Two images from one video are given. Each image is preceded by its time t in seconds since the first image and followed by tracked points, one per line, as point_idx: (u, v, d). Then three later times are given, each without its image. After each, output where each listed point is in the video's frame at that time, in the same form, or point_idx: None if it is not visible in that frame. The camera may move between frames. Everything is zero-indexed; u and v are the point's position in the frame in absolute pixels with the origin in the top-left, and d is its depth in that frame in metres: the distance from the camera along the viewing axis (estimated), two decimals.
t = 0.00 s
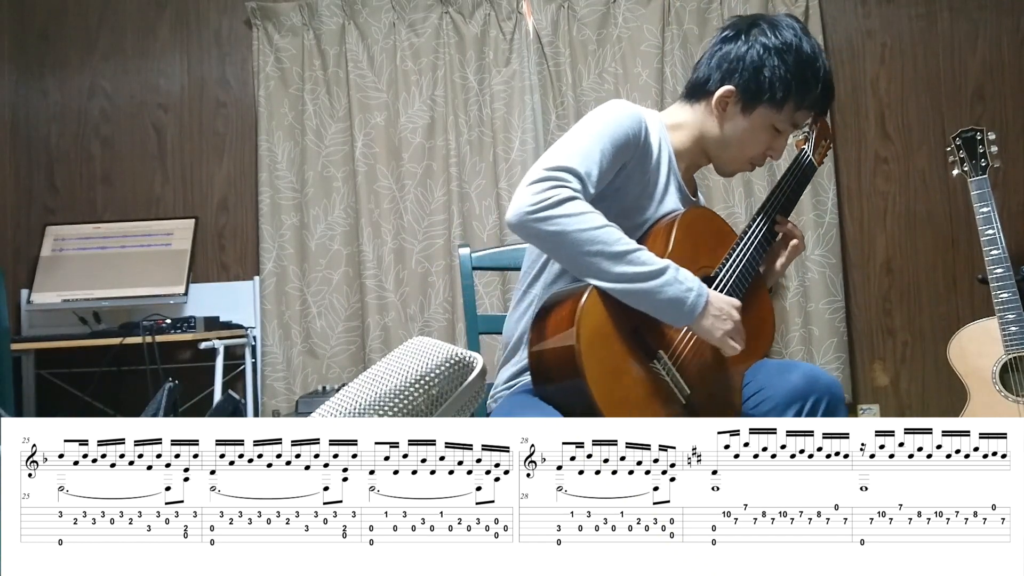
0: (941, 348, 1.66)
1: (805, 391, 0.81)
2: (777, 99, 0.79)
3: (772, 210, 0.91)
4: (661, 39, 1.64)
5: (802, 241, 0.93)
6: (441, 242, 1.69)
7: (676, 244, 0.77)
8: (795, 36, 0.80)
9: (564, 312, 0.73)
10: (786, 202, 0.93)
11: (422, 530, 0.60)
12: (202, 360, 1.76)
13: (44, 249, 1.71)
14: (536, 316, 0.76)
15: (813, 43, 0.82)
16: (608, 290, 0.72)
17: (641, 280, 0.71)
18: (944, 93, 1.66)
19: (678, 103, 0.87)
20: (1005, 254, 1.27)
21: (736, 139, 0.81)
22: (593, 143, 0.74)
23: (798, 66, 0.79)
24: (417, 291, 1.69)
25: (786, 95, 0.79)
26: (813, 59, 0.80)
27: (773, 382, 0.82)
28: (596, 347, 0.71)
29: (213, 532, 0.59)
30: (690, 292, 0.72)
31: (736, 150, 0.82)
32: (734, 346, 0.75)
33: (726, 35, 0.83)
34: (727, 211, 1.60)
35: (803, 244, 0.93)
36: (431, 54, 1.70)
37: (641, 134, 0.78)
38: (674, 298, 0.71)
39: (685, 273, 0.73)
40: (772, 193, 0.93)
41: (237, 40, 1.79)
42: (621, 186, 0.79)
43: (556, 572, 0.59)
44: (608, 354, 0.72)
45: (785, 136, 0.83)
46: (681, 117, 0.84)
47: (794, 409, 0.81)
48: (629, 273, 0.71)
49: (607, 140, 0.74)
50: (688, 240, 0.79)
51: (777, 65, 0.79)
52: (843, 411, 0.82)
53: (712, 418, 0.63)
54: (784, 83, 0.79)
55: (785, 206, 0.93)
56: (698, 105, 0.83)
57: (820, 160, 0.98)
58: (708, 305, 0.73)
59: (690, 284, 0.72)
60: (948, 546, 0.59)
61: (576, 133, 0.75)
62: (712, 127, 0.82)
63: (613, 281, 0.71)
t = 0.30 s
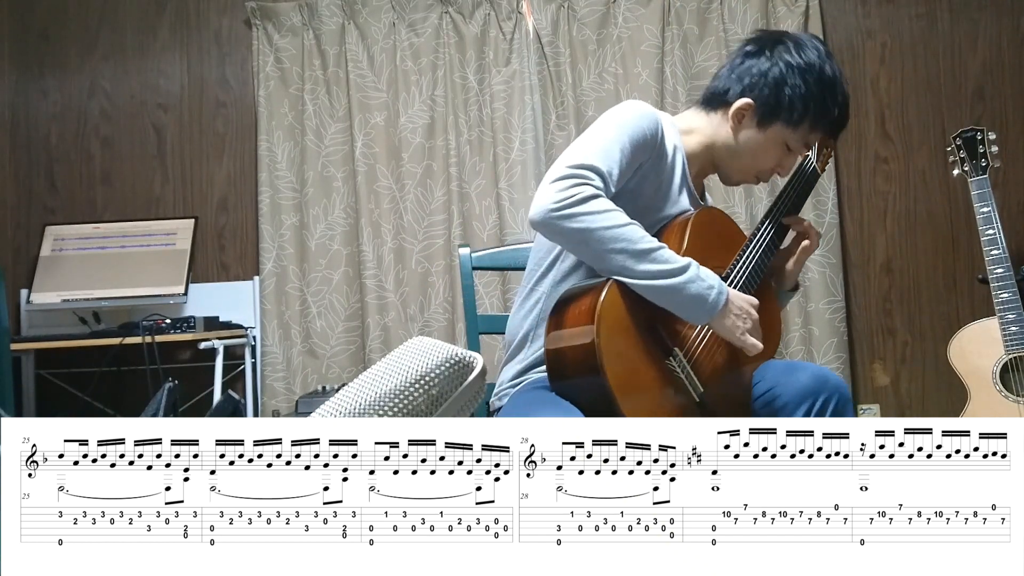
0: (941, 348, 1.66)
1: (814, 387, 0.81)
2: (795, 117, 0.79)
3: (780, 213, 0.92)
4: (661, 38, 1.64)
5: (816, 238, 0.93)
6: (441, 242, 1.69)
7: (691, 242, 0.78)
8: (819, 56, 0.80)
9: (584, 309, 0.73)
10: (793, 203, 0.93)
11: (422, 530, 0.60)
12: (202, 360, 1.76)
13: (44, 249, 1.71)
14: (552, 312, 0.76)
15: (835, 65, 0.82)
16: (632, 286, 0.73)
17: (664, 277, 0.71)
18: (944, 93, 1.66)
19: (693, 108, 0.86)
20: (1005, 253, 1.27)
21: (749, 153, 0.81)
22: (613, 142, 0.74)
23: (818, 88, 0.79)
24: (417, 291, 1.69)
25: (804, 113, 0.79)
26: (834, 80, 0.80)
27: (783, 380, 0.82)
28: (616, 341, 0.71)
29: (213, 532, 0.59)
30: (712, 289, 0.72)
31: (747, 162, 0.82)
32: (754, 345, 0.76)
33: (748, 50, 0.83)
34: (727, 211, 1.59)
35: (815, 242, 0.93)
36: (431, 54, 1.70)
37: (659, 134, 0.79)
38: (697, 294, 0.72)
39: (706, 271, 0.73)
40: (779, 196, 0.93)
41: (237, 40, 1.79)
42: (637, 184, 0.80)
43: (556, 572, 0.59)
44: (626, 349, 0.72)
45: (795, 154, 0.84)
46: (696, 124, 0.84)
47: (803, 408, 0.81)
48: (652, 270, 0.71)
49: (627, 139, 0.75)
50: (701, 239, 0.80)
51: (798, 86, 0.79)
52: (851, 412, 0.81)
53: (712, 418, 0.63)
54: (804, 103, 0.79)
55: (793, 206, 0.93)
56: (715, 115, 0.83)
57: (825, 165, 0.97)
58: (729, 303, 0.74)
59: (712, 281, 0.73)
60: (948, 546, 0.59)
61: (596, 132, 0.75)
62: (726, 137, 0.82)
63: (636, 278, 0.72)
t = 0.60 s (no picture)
0: (942, 349, 1.66)
1: (819, 388, 0.81)
2: (806, 147, 0.79)
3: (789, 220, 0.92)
4: (661, 39, 1.64)
5: (828, 237, 0.92)
6: (441, 242, 1.69)
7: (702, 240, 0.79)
8: (844, 91, 0.79)
9: (591, 305, 0.73)
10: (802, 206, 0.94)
11: (422, 530, 0.60)
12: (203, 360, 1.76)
13: (45, 249, 1.71)
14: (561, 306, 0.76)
15: (861, 104, 0.80)
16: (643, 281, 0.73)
17: (675, 272, 0.72)
18: (944, 93, 1.66)
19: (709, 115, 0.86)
20: (1005, 254, 1.27)
21: (754, 173, 0.81)
22: (624, 140, 0.74)
23: (834, 124, 0.78)
24: (417, 291, 1.69)
25: (815, 144, 0.79)
26: (854, 117, 0.79)
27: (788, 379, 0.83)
28: (621, 341, 0.72)
29: (213, 532, 0.59)
30: (721, 284, 0.73)
31: (750, 181, 0.82)
32: (765, 339, 0.77)
33: (777, 71, 0.81)
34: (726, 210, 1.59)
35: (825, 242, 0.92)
36: (431, 54, 1.70)
37: (672, 134, 0.79)
38: (708, 289, 0.72)
39: (715, 266, 0.74)
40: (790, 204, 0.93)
41: (237, 40, 1.79)
42: (650, 185, 0.80)
43: (557, 572, 0.59)
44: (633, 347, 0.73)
45: (797, 181, 0.83)
46: (707, 132, 0.84)
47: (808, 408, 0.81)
48: (663, 266, 0.72)
49: (639, 138, 0.75)
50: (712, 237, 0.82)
51: (814, 117, 0.78)
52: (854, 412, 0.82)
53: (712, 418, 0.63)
54: (816, 136, 0.78)
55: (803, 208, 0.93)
56: (728, 129, 0.82)
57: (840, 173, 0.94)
58: (738, 298, 0.75)
59: (721, 276, 0.73)
60: (948, 546, 0.59)
61: (607, 131, 0.76)
62: (734, 154, 0.82)
63: (647, 273, 0.72)
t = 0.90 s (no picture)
0: (942, 348, 1.66)
1: (821, 390, 0.81)
2: (802, 165, 0.79)
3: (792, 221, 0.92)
4: (660, 38, 1.64)
5: (824, 252, 0.93)
6: (440, 242, 1.69)
7: (703, 244, 0.80)
8: (847, 113, 0.79)
9: (592, 306, 0.73)
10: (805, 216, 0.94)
11: (413, 531, 0.55)
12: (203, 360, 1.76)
13: (44, 249, 1.71)
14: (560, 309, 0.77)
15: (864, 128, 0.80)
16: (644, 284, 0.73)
17: (677, 277, 0.72)
18: (945, 94, 1.66)
19: (715, 119, 0.86)
20: (1005, 253, 1.27)
21: (749, 184, 0.82)
22: (631, 141, 0.74)
23: (833, 146, 0.79)
24: (417, 291, 1.69)
25: (812, 163, 0.79)
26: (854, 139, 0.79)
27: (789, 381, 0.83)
28: (624, 340, 0.72)
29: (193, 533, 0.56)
30: (722, 290, 0.73)
31: (743, 189, 0.83)
32: (764, 345, 0.78)
33: (786, 85, 0.81)
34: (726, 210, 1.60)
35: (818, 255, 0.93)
36: (431, 54, 1.70)
37: (678, 134, 0.78)
38: (709, 295, 0.72)
39: (717, 272, 0.74)
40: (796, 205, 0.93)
41: (237, 40, 1.79)
42: (654, 187, 0.80)
43: None
44: (634, 347, 0.73)
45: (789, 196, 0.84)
46: (711, 137, 0.84)
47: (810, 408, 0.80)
48: (666, 269, 0.72)
49: (646, 139, 0.75)
50: (713, 241, 0.82)
51: (815, 136, 0.78)
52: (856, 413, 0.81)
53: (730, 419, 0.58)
54: (815, 155, 0.79)
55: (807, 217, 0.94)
56: (730, 136, 0.82)
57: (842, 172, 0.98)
58: (739, 305, 0.75)
59: (722, 282, 0.73)
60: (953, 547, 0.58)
61: (614, 130, 0.75)
62: (732, 162, 0.82)
63: (649, 276, 0.72)
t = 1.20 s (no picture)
0: (941, 348, 1.66)
1: (812, 393, 0.80)
2: (795, 164, 0.79)
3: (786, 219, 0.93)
4: (661, 38, 1.64)
5: (816, 248, 0.93)
6: (441, 242, 1.69)
7: (696, 247, 0.80)
8: (838, 111, 0.78)
9: (586, 315, 0.73)
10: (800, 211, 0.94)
11: (413, 531, 0.55)
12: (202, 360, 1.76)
13: (44, 249, 1.71)
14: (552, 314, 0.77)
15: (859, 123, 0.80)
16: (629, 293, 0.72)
17: (664, 286, 0.71)
18: (944, 94, 1.66)
19: (706, 117, 0.86)
20: (1005, 253, 1.27)
21: (745, 183, 0.82)
22: (622, 144, 0.74)
23: (830, 142, 0.78)
24: (417, 290, 1.69)
25: (804, 161, 0.79)
26: (846, 135, 0.79)
27: (782, 385, 0.82)
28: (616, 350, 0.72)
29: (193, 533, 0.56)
30: (710, 301, 0.72)
31: (741, 188, 0.83)
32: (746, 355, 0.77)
33: (778, 82, 0.81)
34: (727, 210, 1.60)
35: (812, 252, 0.93)
36: (431, 54, 1.70)
37: (669, 137, 0.78)
38: (697, 304, 0.72)
39: (705, 281, 0.73)
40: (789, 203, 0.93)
41: (237, 41, 1.79)
42: (646, 188, 0.80)
43: None
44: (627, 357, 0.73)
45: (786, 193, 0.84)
46: (706, 135, 0.84)
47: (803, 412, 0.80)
48: (653, 277, 0.71)
49: (637, 142, 0.75)
50: (707, 242, 0.82)
51: (807, 134, 0.78)
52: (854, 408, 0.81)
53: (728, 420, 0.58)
54: (807, 152, 0.78)
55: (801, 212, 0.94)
56: (724, 134, 0.82)
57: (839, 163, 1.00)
58: (727, 315, 0.74)
59: (710, 292, 0.73)
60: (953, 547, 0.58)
61: (605, 132, 0.75)
62: (728, 161, 0.82)
63: (636, 284, 0.71)
